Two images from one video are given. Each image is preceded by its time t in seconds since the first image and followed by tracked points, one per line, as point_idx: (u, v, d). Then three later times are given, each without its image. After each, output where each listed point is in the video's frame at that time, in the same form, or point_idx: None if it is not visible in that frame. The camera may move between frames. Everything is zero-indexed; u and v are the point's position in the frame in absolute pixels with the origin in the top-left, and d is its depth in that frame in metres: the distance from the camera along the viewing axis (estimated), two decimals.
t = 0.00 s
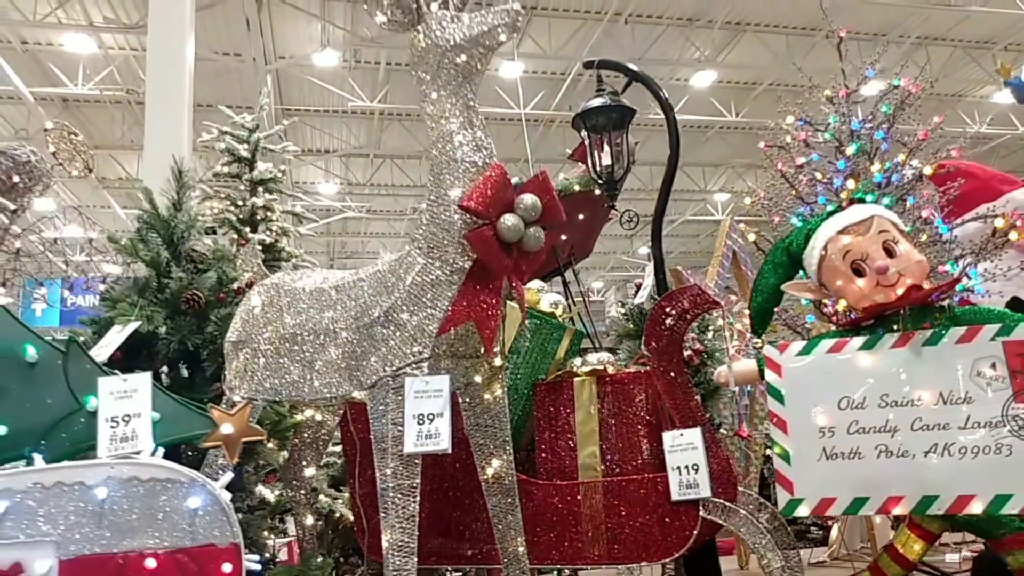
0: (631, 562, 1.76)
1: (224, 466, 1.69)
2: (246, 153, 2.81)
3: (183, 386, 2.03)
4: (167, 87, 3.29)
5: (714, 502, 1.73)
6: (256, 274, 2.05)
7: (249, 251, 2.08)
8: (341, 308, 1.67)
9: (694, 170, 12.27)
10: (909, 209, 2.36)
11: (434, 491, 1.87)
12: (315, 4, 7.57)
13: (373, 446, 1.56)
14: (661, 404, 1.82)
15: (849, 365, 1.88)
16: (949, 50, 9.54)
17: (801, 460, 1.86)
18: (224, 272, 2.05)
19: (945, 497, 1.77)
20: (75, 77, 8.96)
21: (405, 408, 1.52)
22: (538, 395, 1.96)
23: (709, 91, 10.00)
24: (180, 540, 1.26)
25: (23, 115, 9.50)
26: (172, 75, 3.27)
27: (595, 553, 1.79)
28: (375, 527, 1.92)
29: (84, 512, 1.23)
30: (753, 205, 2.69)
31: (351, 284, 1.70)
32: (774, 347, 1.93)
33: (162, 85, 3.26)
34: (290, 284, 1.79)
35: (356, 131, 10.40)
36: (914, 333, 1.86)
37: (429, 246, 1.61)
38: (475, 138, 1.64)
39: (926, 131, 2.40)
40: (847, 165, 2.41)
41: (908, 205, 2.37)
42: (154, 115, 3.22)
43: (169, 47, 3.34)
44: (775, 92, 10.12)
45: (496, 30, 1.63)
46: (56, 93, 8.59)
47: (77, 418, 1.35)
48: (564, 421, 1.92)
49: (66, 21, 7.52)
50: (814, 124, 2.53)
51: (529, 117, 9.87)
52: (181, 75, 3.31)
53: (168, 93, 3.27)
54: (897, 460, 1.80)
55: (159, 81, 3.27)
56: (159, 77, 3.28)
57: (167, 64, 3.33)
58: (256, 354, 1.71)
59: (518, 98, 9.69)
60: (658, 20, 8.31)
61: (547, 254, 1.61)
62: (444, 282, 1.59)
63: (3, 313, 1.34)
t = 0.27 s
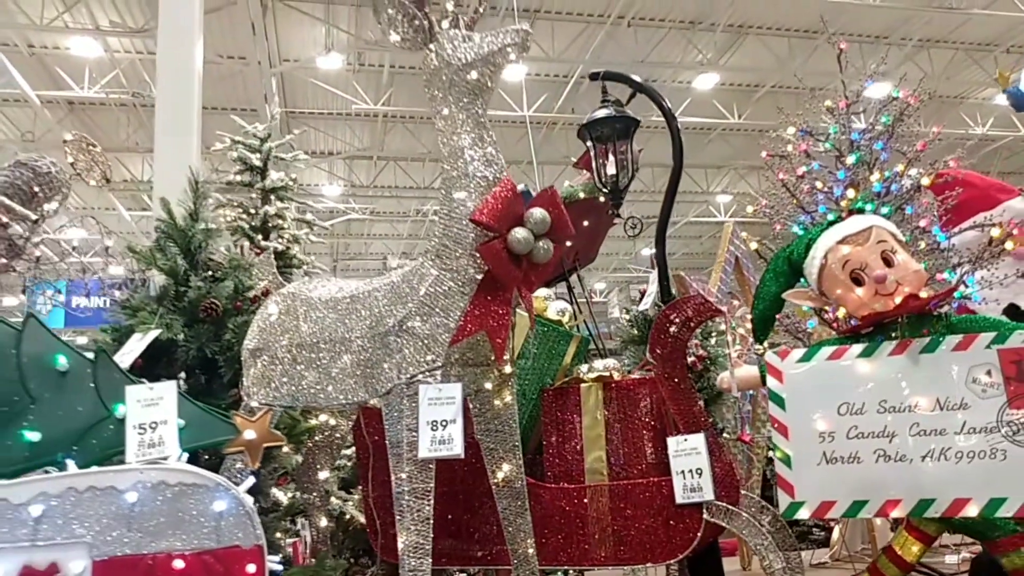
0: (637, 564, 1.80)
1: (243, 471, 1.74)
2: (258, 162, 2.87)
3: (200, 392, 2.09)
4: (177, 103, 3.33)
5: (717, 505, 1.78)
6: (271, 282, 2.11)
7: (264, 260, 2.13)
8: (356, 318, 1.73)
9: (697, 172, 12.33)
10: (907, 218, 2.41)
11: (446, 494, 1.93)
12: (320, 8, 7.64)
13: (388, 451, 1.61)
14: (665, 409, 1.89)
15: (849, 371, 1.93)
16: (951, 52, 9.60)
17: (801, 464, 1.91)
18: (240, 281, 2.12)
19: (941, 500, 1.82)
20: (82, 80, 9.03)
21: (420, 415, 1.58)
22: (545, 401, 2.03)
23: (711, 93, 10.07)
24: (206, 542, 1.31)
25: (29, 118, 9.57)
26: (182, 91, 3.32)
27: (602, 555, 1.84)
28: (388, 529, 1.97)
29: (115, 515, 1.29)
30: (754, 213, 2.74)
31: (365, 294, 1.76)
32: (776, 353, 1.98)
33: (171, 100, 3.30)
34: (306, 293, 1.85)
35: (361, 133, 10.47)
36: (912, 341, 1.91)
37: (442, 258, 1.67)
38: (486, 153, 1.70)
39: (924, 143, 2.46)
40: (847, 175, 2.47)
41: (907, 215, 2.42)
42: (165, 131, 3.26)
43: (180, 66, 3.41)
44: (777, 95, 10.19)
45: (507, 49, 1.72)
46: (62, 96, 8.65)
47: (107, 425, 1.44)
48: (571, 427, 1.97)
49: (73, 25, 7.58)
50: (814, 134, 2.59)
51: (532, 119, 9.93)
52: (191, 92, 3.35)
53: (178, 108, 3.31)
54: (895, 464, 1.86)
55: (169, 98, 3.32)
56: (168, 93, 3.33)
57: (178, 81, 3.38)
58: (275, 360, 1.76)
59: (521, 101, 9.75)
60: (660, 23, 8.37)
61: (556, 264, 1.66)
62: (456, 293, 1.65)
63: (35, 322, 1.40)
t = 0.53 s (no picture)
0: (637, 564, 1.87)
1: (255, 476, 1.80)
2: (266, 171, 2.93)
3: (213, 398, 2.16)
4: (183, 121, 3.40)
5: (714, 507, 1.84)
6: (281, 290, 2.16)
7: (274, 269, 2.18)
8: (366, 327, 1.78)
9: (698, 173, 12.38)
10: (901, 227, 2.48)
11: (452, 497, 1.99)
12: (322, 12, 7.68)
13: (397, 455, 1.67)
14: (664, 414, 1.95)
15: (843, 377, 1.99)
16: (951, 54, 9.64)
17: (797, 467, 1.97)
18: (251, 289, 2.18)
19: (933, 502, 1.87)
20: (85, 84, 9.07)
21: (428, 421, 1.63)
22: (548, 406, 2.08)
23: (712, 96, 10.11)
24: (223, 543, 1.37)
25: (33, 121, 9.61)
26: (189, 109, 3.39)
27: (604, 555, 1.90)
28: (396, 530, 2.03)
29: (137, 517, 1.35)
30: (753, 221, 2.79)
31: (374, 303, 1.81)
32: (773, 359, 2.04)
33: (177, 118, 3.37)
34: (316, 302, 1.90)
35: (363, 136, 10.53)
36: (904, 348, 1.97)
37: (449, 269, 1.73)
38: (491, 167, 1.76)
39: (919, 153, 2.50)
40: (842, 184, 2.52)
41: (901, 223, 2.49)
42: (172, 150, 3.34)
43: (185, 81, 3.48)
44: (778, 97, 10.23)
45: (511, 67, 1.76)
46: (66, 99, 8.69)
47: (127, 431, 1.55)
48: (574, 431, 2.03)
49: (77, 29, 7.63)
50: (811, 144, 2.64)
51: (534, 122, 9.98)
52: (197, 105, 3.42)
53: (184, 126, 3.38)
54: (888, 467, 1.91)
55: (175, 112, 3.39)
56: (175, 111, 3.40)
57: (185, 100, 3.46)
58: (285, 367, 1.83)
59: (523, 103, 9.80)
60: (661, 26, 8.41)
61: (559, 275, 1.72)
62: (462, 303, 1.70)
63: (61, 335, 1.54)
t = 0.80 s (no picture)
0: (630, 563, 1.92)
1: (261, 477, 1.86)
2: (269, 177, 2.98)
3: (217, 401, 2.21)
4: (186, 133, 3.51)
5: (705, 508, 1.89)
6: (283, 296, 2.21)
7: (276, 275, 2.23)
8: (365, 333, 1.83)
9: (699, 174, 12.41)
10: (892, 232, 2.52)
11: (451, 498, 2.04)
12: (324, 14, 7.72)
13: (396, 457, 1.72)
14: (658, 417, 1.99)
15: (832, 380, 2.03)
16: (951, 55, 9.65)
17: (788, 469, 2.02)
18: (254, 295, 2.23)
19: (919, 502, 1.92)
20: (88, 86, 9.12)
21: (425, 424, 1.68)
22: (545, 409, 2.13)
23: (712, 96, 10.14)
24: (228, 543, 1.42)
25: (36, 123, 9.67)
26: (191, 122, 3.52)
27: (598, 554, 1.95)
28: (395, 531, 2.08)
29: (145, 518, 1.41)
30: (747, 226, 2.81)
31: (374, 310, 1.86)
32: (764, 363, 2.08)
33: (180, 131, 3.50)
34: (317, 308, 1.95)
35: (365, 137, 10.57)
36: (893, 352, 2.01)
37: (447, 276, 1.78)
38: (488, 177, 1.81)
39: (908, 161, 2.55)
40: (835, 191, 2.55)
41: (891, 229, 2.53)
42: (176, 153, 3.48)
43: (189, 95, 3.61)
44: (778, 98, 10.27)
45: (507, 80, 1.82)
46: (69, 101, 8.74)
47: (135, 436, 1.60)
48: (569, 434, 2.08)
49: (80, 32, 7.67)
50: (804, 150, 2.68)
51: (535, 123, 10.02)
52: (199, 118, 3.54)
53: (187, 131, 3.52)
54: (876, 469, 1.96)
55: (178, 125, 3.52)
56: (178, 124, 3.53)
57: (188, 112, 3.57)
58: (288, 372, 1.88)
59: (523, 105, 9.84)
60: (661, 28, 8.45)
61: (553, 284, 1.78)
62: (459, 310, 1.75)
63: (72, 343, 1.60)
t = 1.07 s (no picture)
0: (615, 560, 1.96)
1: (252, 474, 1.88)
2: (265, 182, 3.03)
3: (213, 402, 2.26)
4: (186, 134, 3.55)
5: (688, 505, 1.94)
6: (278, 299, 2.25)
7: (272, 278, 2.27)
8: (355, 335, 1.88)
9: (699, 174, 12.44)
10: (876, 234, 2.56)
11: (441, 496, 2.09)
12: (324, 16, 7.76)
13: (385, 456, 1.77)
14: (643, 416, 2.04)
15: (815, 381, 2.07)
16: (950, 55, 9.67)
17: (771, 467, 2.06)
18: (249, 298, 2.27)
19: (899, 500, 1.96)
20: (90, 88, 9.18)
21: (413, 424, 1.72)
22: (534, 409, 2.17)
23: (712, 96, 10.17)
24: (220, 540, 1.46)
25: (39, 125, 9.72)
26: (192, 123, 3.55)
27: (585, 551, 1.99)
28: (386, 528, 2.13)
29: (139, 516, 1.45)
30: (735, 228, 2.83)
31: (364, 313, 1.91)
32: (748, 364, 2.13)
33: (181, 132, 3.53)
34: (309, 311, 1.99)
35: (366, 138, 10.62)
36: (874, 352, 2.05)
37: (435, 280, 1.82)
38: (475, 183, 1.86)
39: (893, 164, 2.58)
40: (821, 195, 2.60)
41: (877, 231, 2.56)
42: (176, 154, 3.53)
43: (189, 97, 3.64)
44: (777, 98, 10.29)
45: (494, 89, 1.87)
46: (72, 103, 8.80)
47: (130, 435, 1.66)
48: (557, 435, 2.11)
49: (82, 34, 7.72)
50: (791, 154, 2.72)
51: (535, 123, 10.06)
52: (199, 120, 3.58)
53: (187, 131, 3.56)
54: (857, 467, 2.00)
55: (178, 126, 3.55)
56: (178, 125, 3.56)
57: (187, 113, 3.60)
58: (281, 373, 1.92)
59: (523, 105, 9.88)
60: (661, 29, 8.48)
61: (540, 287, 1.83)
62: (447, 313, 1.80)
63: (69, 347, 1.66)
